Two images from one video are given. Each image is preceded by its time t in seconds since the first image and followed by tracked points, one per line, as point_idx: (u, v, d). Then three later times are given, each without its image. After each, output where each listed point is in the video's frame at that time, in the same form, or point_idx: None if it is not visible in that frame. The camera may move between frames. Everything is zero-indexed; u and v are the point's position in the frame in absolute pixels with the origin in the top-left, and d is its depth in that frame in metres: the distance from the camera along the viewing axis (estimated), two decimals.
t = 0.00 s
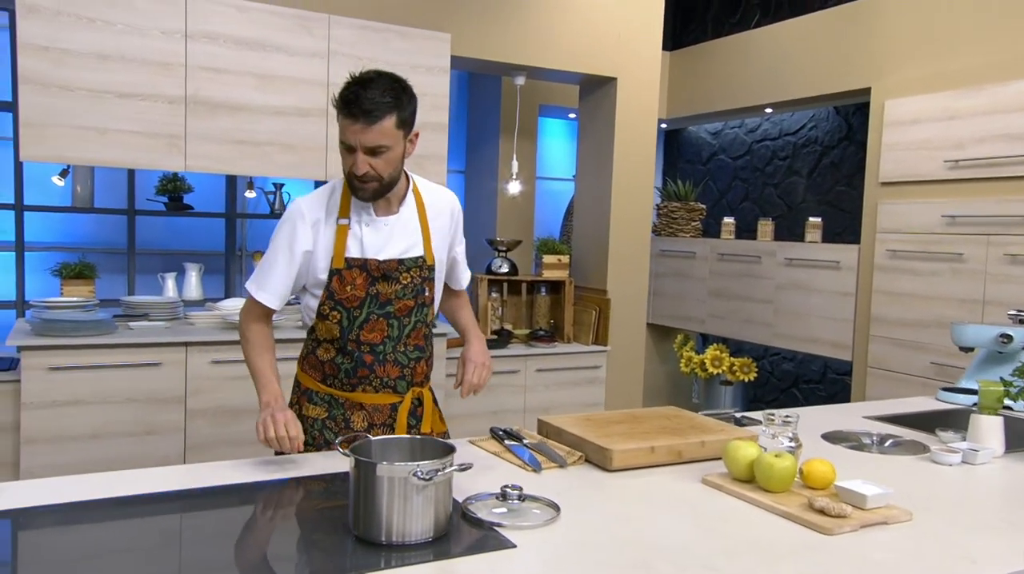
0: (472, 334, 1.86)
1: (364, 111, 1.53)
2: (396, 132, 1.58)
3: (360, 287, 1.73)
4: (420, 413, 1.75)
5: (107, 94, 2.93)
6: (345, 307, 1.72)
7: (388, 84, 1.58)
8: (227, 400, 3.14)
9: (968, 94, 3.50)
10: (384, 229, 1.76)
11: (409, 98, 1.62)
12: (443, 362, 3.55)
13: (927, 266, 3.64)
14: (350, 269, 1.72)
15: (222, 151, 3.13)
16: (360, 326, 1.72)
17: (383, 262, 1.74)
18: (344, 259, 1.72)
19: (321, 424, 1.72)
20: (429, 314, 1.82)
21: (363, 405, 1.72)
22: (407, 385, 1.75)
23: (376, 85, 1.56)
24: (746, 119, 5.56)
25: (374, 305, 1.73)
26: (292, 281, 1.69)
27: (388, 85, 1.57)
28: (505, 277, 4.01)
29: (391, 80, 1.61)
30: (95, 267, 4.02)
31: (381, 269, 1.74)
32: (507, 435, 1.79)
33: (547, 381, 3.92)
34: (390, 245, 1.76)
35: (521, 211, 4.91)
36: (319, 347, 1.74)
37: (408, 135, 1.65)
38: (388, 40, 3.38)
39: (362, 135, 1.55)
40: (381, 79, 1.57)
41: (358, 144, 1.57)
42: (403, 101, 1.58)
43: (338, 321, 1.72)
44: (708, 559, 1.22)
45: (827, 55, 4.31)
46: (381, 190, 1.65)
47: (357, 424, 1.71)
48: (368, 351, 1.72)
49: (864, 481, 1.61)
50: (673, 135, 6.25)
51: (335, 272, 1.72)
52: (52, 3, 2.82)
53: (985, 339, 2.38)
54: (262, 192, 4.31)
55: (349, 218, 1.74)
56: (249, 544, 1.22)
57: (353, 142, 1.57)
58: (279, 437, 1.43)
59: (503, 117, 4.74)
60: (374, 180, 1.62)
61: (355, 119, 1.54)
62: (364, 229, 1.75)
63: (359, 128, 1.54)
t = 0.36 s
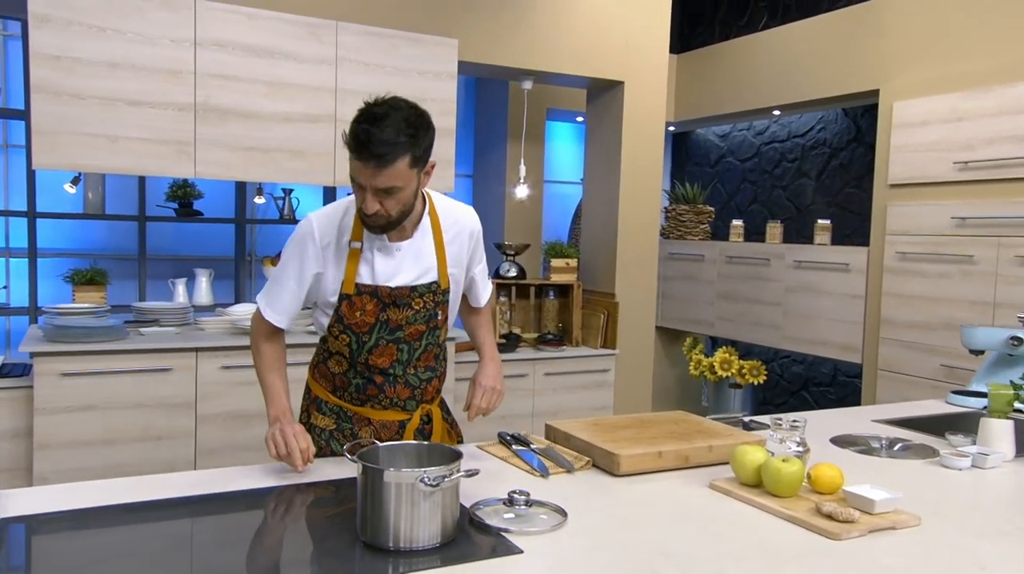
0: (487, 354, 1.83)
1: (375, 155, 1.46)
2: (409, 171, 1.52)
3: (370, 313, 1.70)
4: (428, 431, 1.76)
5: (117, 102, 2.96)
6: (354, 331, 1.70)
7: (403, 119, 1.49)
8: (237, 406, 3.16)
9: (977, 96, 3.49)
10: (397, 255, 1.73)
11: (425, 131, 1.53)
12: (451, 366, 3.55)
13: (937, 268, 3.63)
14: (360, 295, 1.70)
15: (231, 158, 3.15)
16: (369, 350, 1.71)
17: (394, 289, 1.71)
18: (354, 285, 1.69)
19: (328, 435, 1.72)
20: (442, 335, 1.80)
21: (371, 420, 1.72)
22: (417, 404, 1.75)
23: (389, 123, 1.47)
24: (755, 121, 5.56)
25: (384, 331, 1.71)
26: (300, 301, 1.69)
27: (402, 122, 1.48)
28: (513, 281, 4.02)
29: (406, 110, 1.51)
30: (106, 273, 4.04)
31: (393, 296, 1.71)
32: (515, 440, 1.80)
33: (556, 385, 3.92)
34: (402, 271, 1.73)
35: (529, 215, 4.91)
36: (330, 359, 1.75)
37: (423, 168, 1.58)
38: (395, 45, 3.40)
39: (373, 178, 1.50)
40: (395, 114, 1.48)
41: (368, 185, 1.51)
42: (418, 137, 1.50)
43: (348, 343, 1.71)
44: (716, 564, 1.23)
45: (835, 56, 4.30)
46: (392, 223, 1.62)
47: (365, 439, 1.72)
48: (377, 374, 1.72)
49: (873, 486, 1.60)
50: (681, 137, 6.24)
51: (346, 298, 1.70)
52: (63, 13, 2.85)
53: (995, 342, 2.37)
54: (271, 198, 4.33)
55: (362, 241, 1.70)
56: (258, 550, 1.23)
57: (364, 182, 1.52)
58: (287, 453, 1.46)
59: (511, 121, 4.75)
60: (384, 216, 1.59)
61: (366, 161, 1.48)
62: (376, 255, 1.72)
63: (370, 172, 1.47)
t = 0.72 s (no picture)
0: (499, 360, 1.81)
1: (374, 202, 1.32)
2: (411, 212, 1.37)
3: (378, 330, 1.69)
4: (438, 436, 1.74)
5: (131, 106, 2.98)
6: (362, 347, 1.70)
7: (406, 158, 1.32)
8: (251, 407, 3.18)
9: (992, 93, 3.46)
10: (404, 273, 1.70)
11: (431, 165, 1.37)
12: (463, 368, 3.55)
13: (953, 266, 3.60)
14: (368, 313, 1.68)
15: (244, 160, 3.17)
16: (377, 364, 1.70)
17: (401, 307, 1.69)
18: (361, 304, 1.67)
19: (338, 440, 1.71)
20: (450, 345, 1.80)
21: (380, 426, 1.71)
22: (426, 411, 1.74)
23: (390, 165, 1.31)
24: (768, 120, 5.53)
25: (392, 347, 1.70)
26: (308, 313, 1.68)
27: (405, 162, 1.32)
28: (525, 281, 4.02)
29: (410, 145, 1.34)
30: (123, 276, 4.07)
31: (400, 314, 1.69)
32: (524, 441, 1.79)
33: (569, 386, 3.92)
34: (409, 288, 1.71)
35: (541, 216, 4.91)
36: (340, 366, 1.75)
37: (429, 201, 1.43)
38: (406, 47, 3.41)
39: (372, 219, 1.36)
40: (399, 152, 1.32)
41: (367, 224, 1.37)
42: (422, 177, 1.35)
43: (356, 357, 1.71)
44: (726, 566, 1.22)
45: (849, 54, 4.27)
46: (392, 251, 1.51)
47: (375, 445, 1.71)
48: (386, 386, 1.72)
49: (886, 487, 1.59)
50: (694, 137, 6.22)
51: (353, 316, 1.69)
52: (78, 19, 2.88)
53: (1011, 341, 2.34)
54: (284, 200, 4.36)
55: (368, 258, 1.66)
56: (267, 550, 1.23)
57: (363, 221, 1.38)
58: (304, 460, 1.47)
59: (522, 121, 4.74)
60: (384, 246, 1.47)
61: (365, 206, 1.33)
62: (383, 273, 1.68)
63: (368, 216, 1.33)
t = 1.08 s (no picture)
0: (508, 358, 1.80)
1: (377, 203, 1.32)
2: (415, 212, 1.37)
3: (386, 330, 1.70)
4: (448, 435, 1.75)
5: (150, 108, 3.02)
6: (371, 347, 1.70)
7: (409, 158, 1.32)
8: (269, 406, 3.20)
9: (1018, 87, 3.39)
10: (411, 271, 1.70)
11: (434, 165, 1.37)
12: (479, 367, 3.55)
13: (978, 265, 3.53)
14: (375, 313, 1.69)
15: (261, 161, 3.19)
16: (386, 364, 1.70)
17: (409, 306, 1.70)
18: (369, 303, 1.68)
19: (349, 439, 1.71)
20: (459, 343, 1.80)
21: (391, 425, 1.71)
22: (436, 410, 1.74)
23: (393, 166, 1.31)
24: (789, 118, 5.47)
25: (400, 346, 1.70)
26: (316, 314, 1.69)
27: (408, 163, 1.32)
28: (542, 281, 4.01)
29: (413, 145, 1.34)
30: (144, 276, 4.11)
31: (408, 313, 1.69)
32: (534, 440, 1.79)
33: (586, 386, 3.90)
34: (416, 288, 1.71)
35: (560, 215, 4.89)
36: (348, 366, 1.75)
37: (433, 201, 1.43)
38: (422, 47, 3.42)
39: (376, 220, 1.36)
40: (401, 153, 1.32)
41: (370, 225, 1.38)
42: (425, 177, 1.35)
43: (365, 357, 1.71)
44: (735, 568, 1.20)
45: (870, 49, 4.21)
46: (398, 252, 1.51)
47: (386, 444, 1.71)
48: (395, 385, 1.72)
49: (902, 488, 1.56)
50: (714, 135, 6.17)
51: (360, 316, 1.69)
52: (98, 22, 2.91)
53: None
54: (303, 200, 4.38)
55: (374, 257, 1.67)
56: (275, 549, 1.23)
57: (367, 221, 1.38)
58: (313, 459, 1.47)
59: (540, 121, 4.73)
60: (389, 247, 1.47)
61: (368, 207, 1.34)
62: (390, 272, 1.69)
63: (371, 217, 1.34)
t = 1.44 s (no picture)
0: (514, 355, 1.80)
1: (376, 194, 1.31)
2: (414, 206, 1.37)
3: (390, 326, 1.70)
4: (455, 431, 1.75)
5: (167, 108, 3.05)
6: (376, 343, 1.70)
7: (407, 151, 1.34)
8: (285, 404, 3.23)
9: None
10: (414, 267, 1.70)
11: (432, 161, 1.39)
12: (495, 365, 3.55)
13: (1003, 261, 3.47)
14: (380, 309, 1.69)
15: (277, 160, 3.21)
16: (391, 359, 1.71)
17: (413, 302, 1.69)
18: (373, 299, 1.68)
19: (356, 435, 1.72)
20: (466, 339, 1.80)
21: (397, 421, 1.72)
22: (443, 406, 1.74)
23: (392, 159, 1.32)
24: (811, 114, 5.41)
25: (405, 342, 1.71)
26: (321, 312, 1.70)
27: (407, 156, 1.33)
28: (558, 279, 3.99)
29: (412, 140, 1.36)
30: (165, 275, 4.15)
31: (412, 310, 1.69)
32: (543, 437, 1.78)
33: (603, 384, 3.88)
34: (420, 284, 1.71)
35: (578, 213, 4.88)
36: (355, 363, 1.75)
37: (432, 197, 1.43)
38: (437, 45, 3.42)
39: (375, 213, 1.35)
40: (399, 146, 1.33)
41: (370, 219, 1.37)
42: (424, 170, 1.36)
43: (370, 353, 1.72)
44: (738, 566, 1.19)
45: (894, 43, 4.14)
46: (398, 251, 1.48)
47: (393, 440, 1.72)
48: (401, 380, 1.72)
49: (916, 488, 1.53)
50: (735, 132, 6.12)
51: (365, 311, 1.69)
52: (117, 24, 2.95)
53: None
54: (321, 199, 4.41)
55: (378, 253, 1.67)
56: (275, 544, 1.23)
57: (367, 216, 1.37)
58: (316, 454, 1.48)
59: (558, 118, 4.72)
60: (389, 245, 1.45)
61: (367, 199, 1.33)
62: (393, 268, 1.69)
63: (370, 208, 1.33)
